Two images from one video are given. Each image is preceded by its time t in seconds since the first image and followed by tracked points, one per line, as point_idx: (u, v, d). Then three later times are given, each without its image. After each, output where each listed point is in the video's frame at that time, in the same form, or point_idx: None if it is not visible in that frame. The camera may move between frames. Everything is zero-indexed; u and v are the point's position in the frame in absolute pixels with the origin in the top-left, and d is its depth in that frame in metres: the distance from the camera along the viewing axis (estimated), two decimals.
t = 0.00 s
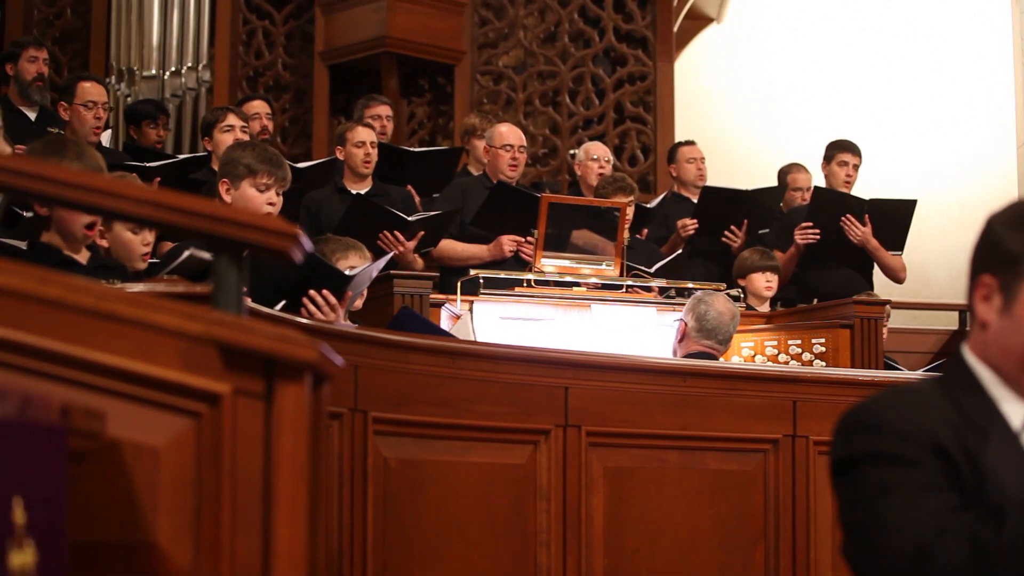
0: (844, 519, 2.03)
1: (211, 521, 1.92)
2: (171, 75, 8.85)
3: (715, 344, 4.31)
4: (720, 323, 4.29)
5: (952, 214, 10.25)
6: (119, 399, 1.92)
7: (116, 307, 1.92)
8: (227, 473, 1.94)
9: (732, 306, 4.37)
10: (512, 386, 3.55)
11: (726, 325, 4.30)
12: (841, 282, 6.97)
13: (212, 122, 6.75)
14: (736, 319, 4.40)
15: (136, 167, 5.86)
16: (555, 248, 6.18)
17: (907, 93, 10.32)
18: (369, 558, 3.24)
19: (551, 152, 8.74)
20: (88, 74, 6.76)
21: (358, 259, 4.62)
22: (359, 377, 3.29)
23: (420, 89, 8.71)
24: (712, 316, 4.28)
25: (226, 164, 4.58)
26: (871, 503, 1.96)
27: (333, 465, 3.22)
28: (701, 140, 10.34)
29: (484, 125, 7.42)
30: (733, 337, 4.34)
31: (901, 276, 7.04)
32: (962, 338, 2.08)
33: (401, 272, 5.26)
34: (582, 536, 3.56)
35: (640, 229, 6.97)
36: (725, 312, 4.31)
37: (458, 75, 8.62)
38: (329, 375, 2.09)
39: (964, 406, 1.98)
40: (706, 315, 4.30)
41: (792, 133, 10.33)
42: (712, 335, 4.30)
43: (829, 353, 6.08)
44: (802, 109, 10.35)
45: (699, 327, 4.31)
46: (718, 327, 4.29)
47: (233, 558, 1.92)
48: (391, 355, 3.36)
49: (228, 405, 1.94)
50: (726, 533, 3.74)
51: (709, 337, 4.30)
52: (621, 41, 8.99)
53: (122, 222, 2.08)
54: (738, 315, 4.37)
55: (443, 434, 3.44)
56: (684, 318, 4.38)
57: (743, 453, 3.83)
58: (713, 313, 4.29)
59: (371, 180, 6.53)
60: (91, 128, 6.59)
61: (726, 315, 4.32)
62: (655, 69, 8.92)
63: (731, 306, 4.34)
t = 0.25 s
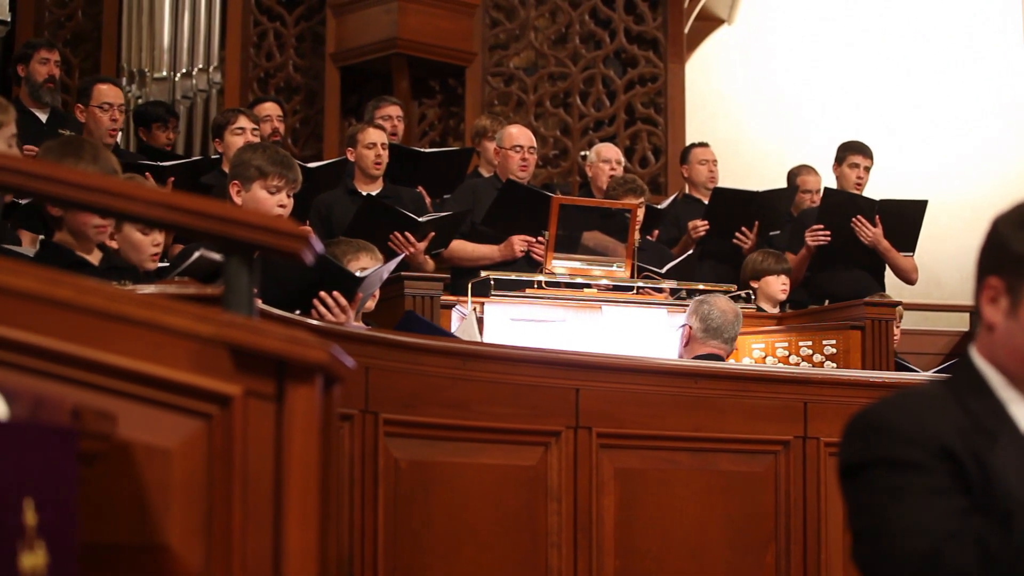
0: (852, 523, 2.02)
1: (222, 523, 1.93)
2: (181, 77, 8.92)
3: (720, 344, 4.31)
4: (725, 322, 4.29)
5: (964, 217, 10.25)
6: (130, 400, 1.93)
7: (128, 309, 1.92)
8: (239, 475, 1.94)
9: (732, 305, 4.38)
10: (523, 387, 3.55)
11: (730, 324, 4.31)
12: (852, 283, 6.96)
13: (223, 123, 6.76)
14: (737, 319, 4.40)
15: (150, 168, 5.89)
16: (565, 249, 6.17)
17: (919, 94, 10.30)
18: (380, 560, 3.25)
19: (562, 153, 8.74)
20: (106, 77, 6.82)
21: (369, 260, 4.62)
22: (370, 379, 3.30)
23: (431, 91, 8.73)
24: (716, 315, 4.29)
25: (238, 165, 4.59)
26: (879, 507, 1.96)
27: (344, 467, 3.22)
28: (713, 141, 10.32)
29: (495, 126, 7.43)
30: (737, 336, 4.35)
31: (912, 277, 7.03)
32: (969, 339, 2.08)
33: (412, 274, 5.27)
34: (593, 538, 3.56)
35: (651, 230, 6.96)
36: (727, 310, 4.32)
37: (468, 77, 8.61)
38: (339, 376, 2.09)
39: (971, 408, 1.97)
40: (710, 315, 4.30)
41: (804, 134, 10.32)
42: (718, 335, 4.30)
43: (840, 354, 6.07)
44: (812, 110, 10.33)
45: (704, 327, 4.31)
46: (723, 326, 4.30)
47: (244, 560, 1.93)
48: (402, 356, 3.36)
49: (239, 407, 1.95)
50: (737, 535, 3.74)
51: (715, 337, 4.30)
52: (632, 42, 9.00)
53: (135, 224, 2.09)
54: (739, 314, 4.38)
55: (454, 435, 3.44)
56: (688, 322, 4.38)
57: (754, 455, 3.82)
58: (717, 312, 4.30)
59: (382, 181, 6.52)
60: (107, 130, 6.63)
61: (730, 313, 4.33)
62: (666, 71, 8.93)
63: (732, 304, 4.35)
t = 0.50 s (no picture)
0: (861, 528, 2.03)
1: (232, 525, 1.93)
2: (191, 79, 8.91)
3: (727, 345, 4.30)
4: (731, 323, 4.28)
5: (972, 217, 10.24)
6: (141, 403, 1.93)
7: (139, 311, 1.93)
8: (249, 477, 1.95)
9: (740, 305, 4.36)
10: (532, 389, 3.55)
11: (736, 325, 4.30)
12: (862, 285, 6.96)
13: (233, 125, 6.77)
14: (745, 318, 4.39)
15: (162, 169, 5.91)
16: (575, 251, 6.17)
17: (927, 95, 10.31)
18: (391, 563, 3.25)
19: (573, 155, 8.77)
20: (122, 80, 6.86)
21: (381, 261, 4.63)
22: (380, 382, 3.30)
23: (441, 93, 8.74)
24: (722, 317, 4.28)
25: (247, 168, 4.61)
26: (888, 513, 1.96)
27: (354, 469, 3.22)
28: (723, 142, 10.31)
29: (505, 128, 7.43)
30: (745, 336, 4.34)
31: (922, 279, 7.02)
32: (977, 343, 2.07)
33: (422, 276, 5.27)
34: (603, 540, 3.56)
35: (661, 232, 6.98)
36: (733, 311, 4.30)
37: (478, 79, 8.62)
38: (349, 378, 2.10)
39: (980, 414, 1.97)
40: (716, 317, 4.30)
41: (814, 136, 10.31)
42: (725, 336, 4.29)
43: (851, 356, 6.07)
44: (822, 111, 10.33)
45: (710, 329, 4.30)
46: (729, 328, 4.29)
47: (254, 562, 1.93)
48: (412, 358, 3.36)
49: (249, 409, 1.95)
50: (747, 537, 3.74)
51: (721, 339, 4.29)
52: (642, 44, 9.01)
53: (146, 227, 2.10)
54: (746, 313, 4.36)
55: (464, 437, 3.44)
56: (694, 324, 4.38)
57: (764, 457, 3.82)
58: (722, 314, 4.29)
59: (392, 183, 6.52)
60: (122, 132, 6.65)
61: (736, 314, 4.31)
62: (675, 72, 8.94)
63: (738, 305, 4.33)
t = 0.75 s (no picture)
0: (869, 531, 2.03)
1: (242, 527, 1.94)
2: (201, 82, 8.91)
3: (731, 346, 4.30)
4: (731, 325, 4.28)
5: (982, 220, 10.20)
6: (151, 406, 1.94)
7: (149, 314, 1.94)
8: (259, 480, 1.96)
9: (738, 304, 4.36)
10: (542, 392, 3.55)
11: (736, 325, 4.29)
12: (871, 287, 6.96)
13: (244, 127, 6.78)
14: (745, 316, 4.39)
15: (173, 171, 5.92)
16: (584, 253, 6.19)
17: (937, 96, 10.30)
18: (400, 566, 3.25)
19: (581, 157, 8.77)
20: (135, 82, 6.89)
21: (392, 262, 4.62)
22: (389, 385, 3.30)
23: (450, 96, 8.75)
24: (722, 319, 4.28)
25: (253, 171, 4.62)
26: (896, 516, 1.96)
27: (364, 472, 3.23)
28: (732, 144, 10.30)
29: (514, 130, 7.44)
30: (747, 335, 4.34)
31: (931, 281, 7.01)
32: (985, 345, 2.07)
33: (431, 278, 5.28)
34: (613, 542, 3.56)
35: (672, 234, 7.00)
36: (733, 312, 4.30)
37: (487, 81, 8.63)
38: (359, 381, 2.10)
39: (988, 416, 1.97)
40: (716, 319, 4.29)
41: (822, 138, 10.29)
42: (727, 338, 4.29)
43: (860, 358, 6.06)
44: (831, 112, 10.32)
45: (711, 332, 4.30)
46: (730, 329, 4.29)
47: (264, 564, 1.94)
48: (421, 361, 3.37)
49: (258, 412, 1.96)
50: (756, 539, 3.74)
51: (723, 341, 4.29)
52: (651, 46, 8.99)
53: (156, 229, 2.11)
54: (746, 311, 4.36)
55: (474, 439, 3.44)
56: (695, 327, 4.37)
57: (773, 459, 3.82)
58: (722, 315, 4.28)
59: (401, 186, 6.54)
60: (136, 133, 6.68)
61: (735, 314, 4.31)
62: (684, 74, 8.91)
63: (737, 304, 4.33)
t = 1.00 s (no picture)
0: (877, 531, 2.02)
1: (250, 529, 1.94)
2: (209, 84, 8.91)
3: (731, 348, 4.29)
4: (729, 327, 4.28)
5: (990, 222, 10.17)
6: (160, 408, 1.94)
7: (158, 316, 1.94)
8: (267, 482, 1.96)
9: (738, 305, 4.35)
10: (550, 394, 3.55)
11: (735, 327, 4.29)
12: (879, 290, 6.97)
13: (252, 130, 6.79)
14: (745, 317, 4.38)
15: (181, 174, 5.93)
16: (591, 256, 6.20)
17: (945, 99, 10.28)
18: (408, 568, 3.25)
19: (590, 160, 8.77)
20: (145, 85, 6.90)
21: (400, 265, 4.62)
22: (397, 387, 3.30)
23: (458, 98, 8.80)
24: (720, 322, 4.27)
25: (260, 173, 4.62)
26: (905, 515, 1.96)
27: (372, 474, 3.23)
28: (740, 146, 10.29)
29: (523, 133, 7.43)
30: (747, 336, 4.33)
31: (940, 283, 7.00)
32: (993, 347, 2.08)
33: (439, 281, 5.28)
34: (620, 544, 3.56)
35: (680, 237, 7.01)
36: (731, 314, 4.30)
37: (495, 84, 8.65)
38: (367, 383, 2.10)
39: (997, 415, 1.98)
40: (714, 322, 4.29)
41: (831, 140, 10.28)
42: (726, 340, 4.29)
43: (868, 361, 6.04)
44: (839, 114, 10.31)
45: (710, 335, 4.30)
46: (728, 332, 4.28)
47: (272, 566, 1.94)
48: (429, 363, 3.37)
49: (267, 415, 1.96)
50: (764, 541, 3.73)
51: (723, 344, 4.29)
52: (659, 49, 8.98)
53: (165, 232, 2.11)
54: (746, 313, 4.36)
55: (482, 442, 3.44)
56: (695, 330, 4.37)
57: (782, 461, 3.82)
58: (720, 318, 4.28)
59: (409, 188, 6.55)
60: (148, 136, 6.69)
61: (733, 316, 4.30)
62: (692, 76, 8.89)
63: (736, 305, 4.32)
